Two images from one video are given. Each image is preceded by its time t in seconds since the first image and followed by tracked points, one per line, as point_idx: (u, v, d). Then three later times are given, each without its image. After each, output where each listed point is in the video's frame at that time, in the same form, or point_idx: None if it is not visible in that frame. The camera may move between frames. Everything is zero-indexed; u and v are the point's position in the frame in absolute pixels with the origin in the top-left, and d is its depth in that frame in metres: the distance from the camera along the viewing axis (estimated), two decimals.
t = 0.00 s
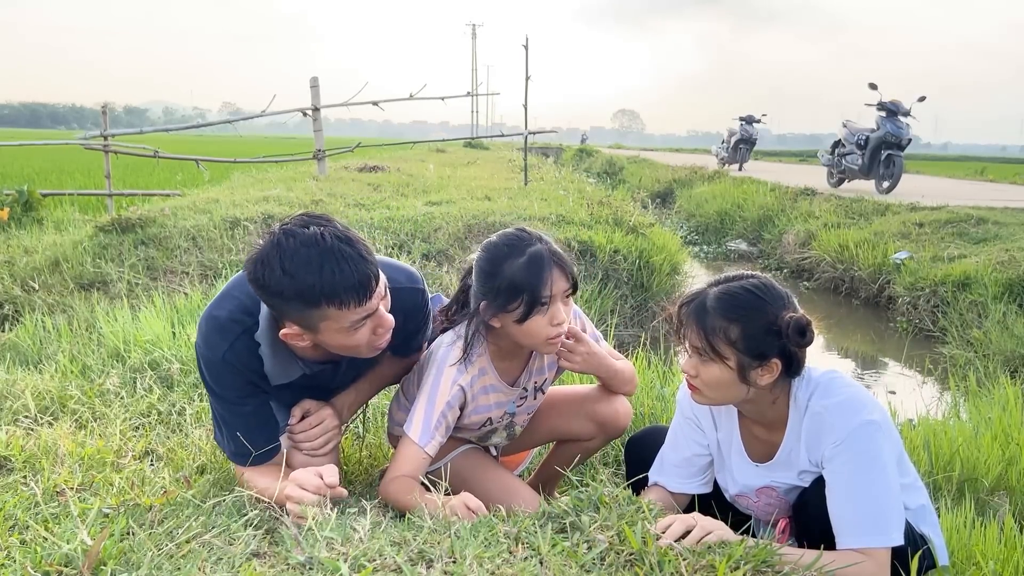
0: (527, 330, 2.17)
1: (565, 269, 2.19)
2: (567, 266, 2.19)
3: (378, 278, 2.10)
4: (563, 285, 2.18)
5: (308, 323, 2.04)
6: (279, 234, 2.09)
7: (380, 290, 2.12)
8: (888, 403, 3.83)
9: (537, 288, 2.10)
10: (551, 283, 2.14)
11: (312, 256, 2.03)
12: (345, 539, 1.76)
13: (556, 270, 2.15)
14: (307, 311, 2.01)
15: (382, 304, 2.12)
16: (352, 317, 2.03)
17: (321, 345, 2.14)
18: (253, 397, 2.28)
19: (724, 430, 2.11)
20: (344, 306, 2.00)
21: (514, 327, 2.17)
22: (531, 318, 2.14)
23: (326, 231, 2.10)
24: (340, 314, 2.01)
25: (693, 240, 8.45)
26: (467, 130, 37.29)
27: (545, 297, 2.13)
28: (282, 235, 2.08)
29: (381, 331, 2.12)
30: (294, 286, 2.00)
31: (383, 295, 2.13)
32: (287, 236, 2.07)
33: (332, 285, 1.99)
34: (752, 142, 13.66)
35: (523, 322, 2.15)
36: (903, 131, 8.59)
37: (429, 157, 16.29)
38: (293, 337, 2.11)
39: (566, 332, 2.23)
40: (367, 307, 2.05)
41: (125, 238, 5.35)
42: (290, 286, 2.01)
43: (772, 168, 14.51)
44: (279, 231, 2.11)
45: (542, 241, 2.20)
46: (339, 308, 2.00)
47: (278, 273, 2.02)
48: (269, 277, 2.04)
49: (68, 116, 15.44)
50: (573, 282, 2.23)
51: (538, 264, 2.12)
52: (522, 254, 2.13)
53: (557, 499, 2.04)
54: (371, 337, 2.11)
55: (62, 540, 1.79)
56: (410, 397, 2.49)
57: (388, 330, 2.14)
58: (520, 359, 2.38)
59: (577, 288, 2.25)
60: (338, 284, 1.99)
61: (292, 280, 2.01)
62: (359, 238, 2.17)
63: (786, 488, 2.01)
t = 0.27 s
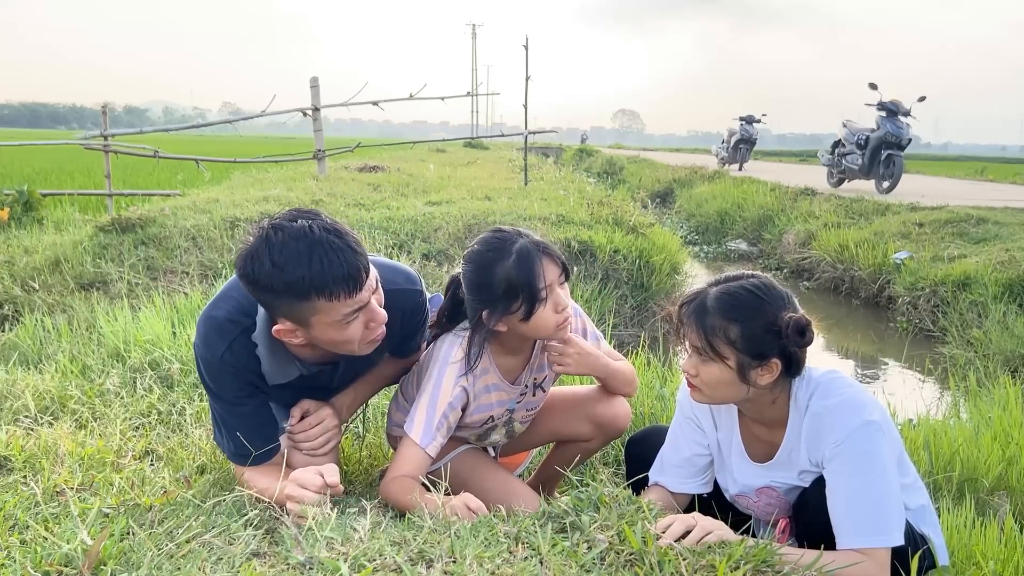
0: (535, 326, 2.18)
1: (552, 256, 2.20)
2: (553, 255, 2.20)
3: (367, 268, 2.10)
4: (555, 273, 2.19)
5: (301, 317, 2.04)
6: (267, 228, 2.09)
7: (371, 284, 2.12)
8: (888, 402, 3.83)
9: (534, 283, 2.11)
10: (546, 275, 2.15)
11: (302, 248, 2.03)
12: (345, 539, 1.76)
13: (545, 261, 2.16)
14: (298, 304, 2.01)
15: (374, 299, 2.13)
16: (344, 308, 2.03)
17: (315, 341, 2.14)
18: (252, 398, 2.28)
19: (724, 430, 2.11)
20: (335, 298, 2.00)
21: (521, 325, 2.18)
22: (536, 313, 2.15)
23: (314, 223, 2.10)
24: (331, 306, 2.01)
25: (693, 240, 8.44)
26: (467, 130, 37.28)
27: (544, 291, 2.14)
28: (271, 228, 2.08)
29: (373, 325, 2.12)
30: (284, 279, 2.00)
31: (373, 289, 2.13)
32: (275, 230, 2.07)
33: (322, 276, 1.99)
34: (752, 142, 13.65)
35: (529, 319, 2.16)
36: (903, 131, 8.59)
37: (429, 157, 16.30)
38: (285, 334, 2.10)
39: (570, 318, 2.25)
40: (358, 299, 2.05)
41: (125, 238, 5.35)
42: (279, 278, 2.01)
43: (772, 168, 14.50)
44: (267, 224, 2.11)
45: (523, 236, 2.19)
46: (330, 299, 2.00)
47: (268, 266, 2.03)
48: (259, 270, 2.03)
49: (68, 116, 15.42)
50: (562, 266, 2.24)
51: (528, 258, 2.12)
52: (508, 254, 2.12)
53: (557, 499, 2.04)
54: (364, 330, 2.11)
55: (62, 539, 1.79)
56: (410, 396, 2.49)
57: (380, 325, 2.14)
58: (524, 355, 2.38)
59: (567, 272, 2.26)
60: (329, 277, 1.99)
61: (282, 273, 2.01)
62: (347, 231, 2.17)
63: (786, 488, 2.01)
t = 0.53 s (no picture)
0: (529, 319, 2.18)
1: (551, 251, 2.21)
2: (552, 252, 2.21)
3: (363, 260, 2.11)
4: (552, 268, 2.20)
5: (299, 311, 2.03)
6: (263, 222, 2.10)
7: (369, 278, 2.12)
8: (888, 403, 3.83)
9: (532, 276, 2.11)
10: (543, 269, 2.15)
11: (298, 239, 2.04)
12: (345, 539, 1.76)
13: (542, 255, 2.16)
14: (296, 296, 2.01)
15: (372, 294, 2.13)
16: (342, 299, 2.03)
17: (312, 337, 2.13)
18: (252, 398, 2.28)
19: (724, 430, 2.11)
20: (332, 289, 2.00)
21: (515, 318, 2.18)
22: (531, 306, 2.15)
23: (310, 216, 2.11)
24: (328, 297, 2.01)
25: (694, 240, 8.44)
26: (467, 130, 37.29)
27: (540, 285, 2.14)
28: (268, 222, 2.09)
29: (371, 320, 2.11)
30: (281, 270, 2.01)
31: (371, 284, 2.13)
32: (272, 223, 2.08)
33: (319, 267, 2.00)
34: (752, 142, 13.65)
35: (523, 312, 2.16)
36: (903, 131, 8.58)
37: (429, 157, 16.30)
38: (284, 330, 2.10)
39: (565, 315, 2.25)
40: (355, 291, 2.05)
41: (125, 238, 5.35)
42: (276, 270, 2.02)
43: (772, 168, 14.49)
44: (264, 218, 2.12)
45: (525, 229, 2.20)
46: (328, 291, 2.00)
47: (265, 258, 2.03)
48: (256, 263, 2.04)
49: (67, 116, 15.42)
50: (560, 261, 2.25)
51: (528, 251, 2.13)
52: (510, 245, 2.13)
53: (557, 499, 2.04)
54: (362, 324, 2.10)
55: (62, 539, 1.79)
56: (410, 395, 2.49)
57: (379, 320, 2.14)
58: (520, 350, 2.39)
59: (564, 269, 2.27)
60: (325, 267, 2.00)
61: (279, 265, 2.02)
62: (344, 225, 2.18)
63: (786, 488, 2.01)
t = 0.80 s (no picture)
0: (485, 309, 2.21)
1: (526, 251, 2.19)
2: (534, 251, 2.20)
3: (364, 263, 2.10)
4: (524, 267, 2.18)
5: (300, 313, 2.03)
6: (264, 223, 2.10)
7: (369, 278, 2.13)
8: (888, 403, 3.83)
9: (487, 264, 2.16)
10: (500, 262, 2.16)
11: (298, 242, 2.04)
12: (345, 539, 1.76)
13: (511, 249, 2.17)
14: (296, 298, 2.01)
15: (374, 294, 2.13)
16: (342, 301, 2.03)
17: (313, 338, 2.13)
18: (252, 398, 2.28)
19: (724, 430, 2.11)
20: (333, 291, 2.00)
21: (477, 305, 2.24)
22: (486, 297, 2.18)
23: (311, 217, 2.11)
24: (329, 299, 2.01)
25: (694, 240, 8.44)
26: (466, 130, 37.28)
27: (498, 276, 2.17)
28: (268, 223, 2.09)
29: (372, 320, 2.12)
30: (281, 272, 2.01)
31: (372, 284, 2.14)
32: (272, 225, 2.08)
33: (319, 269, 2.00)
34: (752, 142, 13.65)
35: (480, 300, 2.20)
36: (903, 131, 8.59)
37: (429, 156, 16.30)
38: (284, 330, 2.10)
39: (530, 317, 2.19)
40: (355, 293, 2.05)
41: (125, 238, 5.35)
42: (276, 272, 2.02)
43: (772, 168, 14.49)
44: (263, 220, 2.12)
45: (519, 227, 2.25)
46: (328, 294, 2.00)
47: (265, 260, 2.03)
48: (256, 265, 2.04)
49: (67, 116, 15.41)
50: (537, 264, 2.21)
51: (494, 242, 2.18)
52: (486, 233, 2.22)
53: (557, 499, 2.04)
54: (362, 325, 2.11)
55: (62, 539, 1.79)
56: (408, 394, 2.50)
57: (379, 320, 2.14)
58: (513, 350, 2.38)
59: (543, 273, 2.22)
60: (326, 269, 2.00)
61: (280, 267, 2.01)
62: (345, 226, 2.18)
63: (785, 488, 2.01)
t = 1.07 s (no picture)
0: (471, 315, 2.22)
1: (507, 258, 2.15)
2: (515, 256, 2.16)
3: (363, 262, 2.10)
4: (501, 273, 2.15)
5: (301, 313, 2.03)
6: (263, 224, 2.10)
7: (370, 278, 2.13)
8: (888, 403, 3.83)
9: (466, 271, 2.16)
10: (479, 268, 2.15)
11: (298, 242, 2.04)
12: (345, 539, 1.76)
13: (489, 256, 2.15)
14: (296, 298, 2.01)
15: (375, 294, 2.14)
16: (343, 301, 2.03)
17: (313, 338, 2.13)
18: (252, 398, 2.28)
19: (724, 430, 2.11)
20: (333, 291, 2.01)
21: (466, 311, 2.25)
22: (469, 302, 2.20)
23: (310, 217, 2.12)
24: (329, 299, 2.01)
25: (694, 240, 8.44)
26: (466, 130, 37.30)
27: (479, 283, 2.17)
28: (267, 223, 2.09)
29: (373, 319, 2.12)
30: (281, 273, 2.01)
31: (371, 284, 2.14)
32: (272, 225, 2.08)
33: (320, 268, 2.00)
34: (752, 142, 13.65)
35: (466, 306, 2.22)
36: (903, 131, 8.59)
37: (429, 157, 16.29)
38: (284, 330, 2.10)
39: (512, 324, 2.18)
40: (355, 292, 2.05)
41: (125, 238, 5.35)
42: (276, 273, 2.02)
43: (772, 168, 14.47)
44: (262, 220, 2.12)
45: (508, 232, 2.22)
46: (328, 293, 2.00)
47: (265, 260, 2.03)
48: (256, 265, 2.04)
49: (68, 116, 15.41)
50: (518, 270, 2.16)
51: (474, 249, 2.17)
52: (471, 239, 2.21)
53: (557, 499, 2.04)
54: (363, 324, 2.11)
55: (62, 539, 1.79)
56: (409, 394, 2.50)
57: (380, 320, 2.15)
58: (511, 353, 2.38)
59: (524, 281, 2.17)
60: (327, 269, 2.00)
61: (279, 267, 2.01)
62: (344, 225, 2.18)
63: (786, 488, 2.01)
